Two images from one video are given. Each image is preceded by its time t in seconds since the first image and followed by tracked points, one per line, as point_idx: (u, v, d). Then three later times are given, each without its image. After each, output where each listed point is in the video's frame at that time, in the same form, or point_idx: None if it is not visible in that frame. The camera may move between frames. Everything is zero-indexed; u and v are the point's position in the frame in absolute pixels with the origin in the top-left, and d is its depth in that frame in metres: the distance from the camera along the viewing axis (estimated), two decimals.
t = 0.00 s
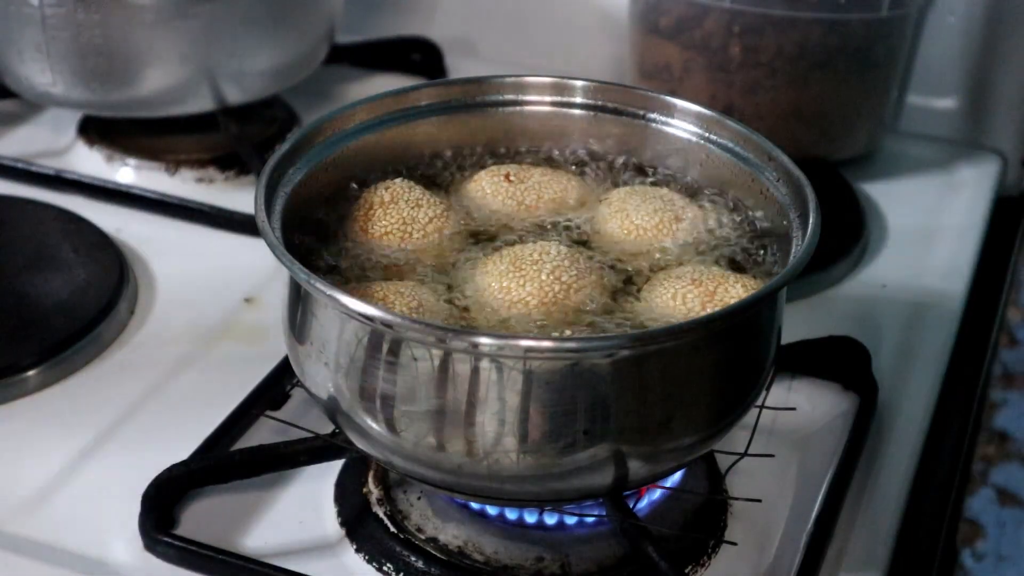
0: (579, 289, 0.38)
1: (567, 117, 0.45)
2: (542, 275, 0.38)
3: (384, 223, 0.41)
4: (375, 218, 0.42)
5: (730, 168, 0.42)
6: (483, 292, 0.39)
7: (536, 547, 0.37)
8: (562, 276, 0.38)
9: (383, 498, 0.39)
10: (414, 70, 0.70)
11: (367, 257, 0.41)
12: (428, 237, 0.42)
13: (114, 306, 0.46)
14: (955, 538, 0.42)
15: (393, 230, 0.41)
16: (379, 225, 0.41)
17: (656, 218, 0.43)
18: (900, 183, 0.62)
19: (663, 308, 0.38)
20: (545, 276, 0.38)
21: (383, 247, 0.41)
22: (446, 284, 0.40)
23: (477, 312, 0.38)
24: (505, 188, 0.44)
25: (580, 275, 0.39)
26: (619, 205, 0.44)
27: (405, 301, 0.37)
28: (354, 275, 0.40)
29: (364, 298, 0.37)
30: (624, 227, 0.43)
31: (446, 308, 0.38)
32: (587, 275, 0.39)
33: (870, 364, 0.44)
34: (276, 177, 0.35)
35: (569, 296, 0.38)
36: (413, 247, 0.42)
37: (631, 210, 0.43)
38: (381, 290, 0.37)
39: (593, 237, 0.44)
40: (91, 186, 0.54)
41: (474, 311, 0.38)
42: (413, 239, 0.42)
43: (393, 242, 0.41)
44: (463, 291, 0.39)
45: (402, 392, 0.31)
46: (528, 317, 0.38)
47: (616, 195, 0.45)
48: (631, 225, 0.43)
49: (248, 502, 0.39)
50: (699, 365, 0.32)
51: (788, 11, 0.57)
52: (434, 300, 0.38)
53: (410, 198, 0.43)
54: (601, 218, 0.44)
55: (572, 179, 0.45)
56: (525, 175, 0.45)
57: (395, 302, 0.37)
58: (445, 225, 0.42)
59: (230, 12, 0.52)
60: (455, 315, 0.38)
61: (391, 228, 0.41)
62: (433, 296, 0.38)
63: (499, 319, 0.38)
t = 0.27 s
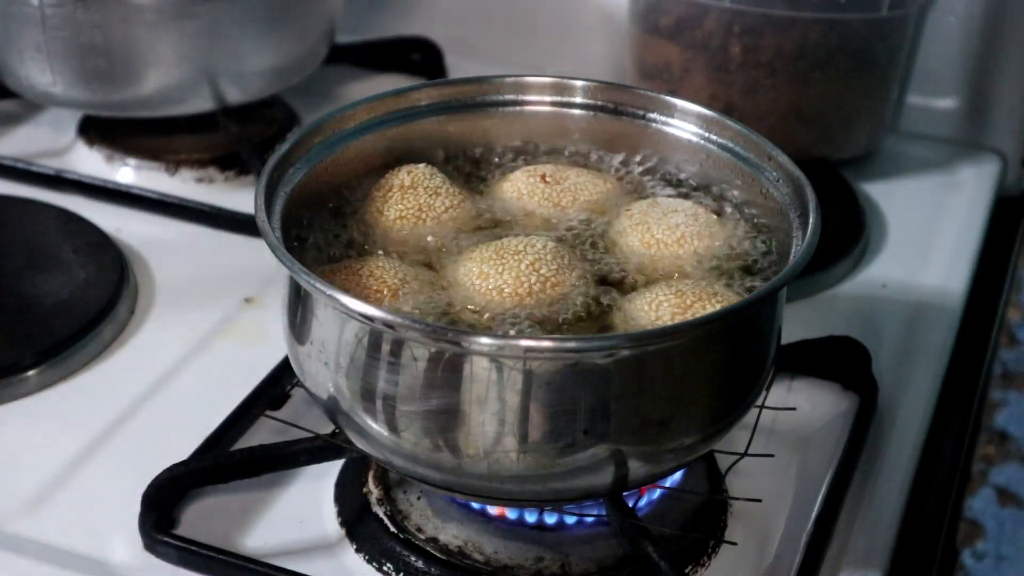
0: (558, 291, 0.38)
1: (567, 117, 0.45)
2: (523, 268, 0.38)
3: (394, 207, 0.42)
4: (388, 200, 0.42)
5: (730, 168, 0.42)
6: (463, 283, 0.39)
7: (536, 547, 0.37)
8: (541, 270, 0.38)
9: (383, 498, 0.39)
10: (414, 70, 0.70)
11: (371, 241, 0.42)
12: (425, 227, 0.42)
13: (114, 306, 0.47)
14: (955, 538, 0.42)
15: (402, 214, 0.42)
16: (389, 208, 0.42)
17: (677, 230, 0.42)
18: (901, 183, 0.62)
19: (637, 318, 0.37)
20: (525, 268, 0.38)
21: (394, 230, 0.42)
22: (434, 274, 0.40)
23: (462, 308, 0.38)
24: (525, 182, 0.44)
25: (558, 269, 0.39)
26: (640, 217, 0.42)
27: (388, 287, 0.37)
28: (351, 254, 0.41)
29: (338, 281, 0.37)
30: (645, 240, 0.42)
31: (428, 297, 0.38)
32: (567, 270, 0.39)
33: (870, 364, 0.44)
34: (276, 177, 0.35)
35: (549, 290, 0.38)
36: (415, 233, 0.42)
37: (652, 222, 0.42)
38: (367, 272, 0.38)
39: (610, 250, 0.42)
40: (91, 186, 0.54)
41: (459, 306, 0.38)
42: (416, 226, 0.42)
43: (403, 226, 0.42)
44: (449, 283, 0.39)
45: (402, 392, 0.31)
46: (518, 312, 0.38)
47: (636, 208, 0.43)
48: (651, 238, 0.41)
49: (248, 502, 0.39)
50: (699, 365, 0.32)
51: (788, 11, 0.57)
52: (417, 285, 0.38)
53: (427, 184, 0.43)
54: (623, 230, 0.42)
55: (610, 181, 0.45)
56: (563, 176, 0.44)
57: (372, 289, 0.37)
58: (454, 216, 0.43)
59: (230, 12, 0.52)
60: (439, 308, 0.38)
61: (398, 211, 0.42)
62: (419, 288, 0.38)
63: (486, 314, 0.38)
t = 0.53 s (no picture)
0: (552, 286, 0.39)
1: (567, 118, 0.45)
2: (524, 254, 0.39)
3: (412, 193, 0.43)
4: (407, 185, 0.43)
5: (729, 168, 0.42)
6: (467, 271, 0.39)
7: (536, 547, 0.37)
8: (544, 258, 0.39)
9: (383, 498, 0.39)
10: (414, 70, 0.70)
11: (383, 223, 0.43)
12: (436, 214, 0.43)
13: (114, 306, 0.46)
14: (954, 538, 0.42)
15: (421, 199, 0.43)
16: (409, 192, 0.43)
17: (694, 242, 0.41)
18: (901, 183, 0.62)
19: (617, 324, 0.37)
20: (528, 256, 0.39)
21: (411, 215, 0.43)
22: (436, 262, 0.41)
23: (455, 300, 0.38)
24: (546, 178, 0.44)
25: (560, 256, 0.39)
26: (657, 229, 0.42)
27: (385, 267, 0.38)
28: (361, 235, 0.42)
29: (332, 259, 0.38)
30: (659, 254, 0.41)
31: (427, 282, 0.39)
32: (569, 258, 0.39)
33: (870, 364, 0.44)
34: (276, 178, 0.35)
35: (549, 277, 0.39)
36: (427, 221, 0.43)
37: (666, 234, 0.41)
38: (365, 253, 0.39)
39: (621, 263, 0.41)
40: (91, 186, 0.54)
41: (454, 298, 0.39)
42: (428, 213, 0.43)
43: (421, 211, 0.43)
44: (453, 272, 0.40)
45: (402, 392, 0.31)
46: (512, 311, 0.38)
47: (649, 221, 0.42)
48: (667, 252, 0.41)
49: (248, 502, 0.39)
50: (700, 364, 0.32)
51: (788, 11, 0.57)
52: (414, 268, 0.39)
53: (451, 173, 0.44)
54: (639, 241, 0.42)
55: (642, 185, 0.44)
56: (591, 180, 0.44)
57: (366, 267, 0.38)
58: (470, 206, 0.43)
59: (230, 12, 0.52)
60: (432, 296, 0.38)
61: (416, 198, 0.43)
62: (415, 274, 0.39)
63: (478, 309, 0.38)
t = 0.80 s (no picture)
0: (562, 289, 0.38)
1: (567, 117, 0.45)
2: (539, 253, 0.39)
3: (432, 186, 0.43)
4: (428, 178, 0.44)
5: (729, 168, 0.42)
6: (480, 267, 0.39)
7: (537, 546, 0.37)
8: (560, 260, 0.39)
9: (384, 498, 0.39)
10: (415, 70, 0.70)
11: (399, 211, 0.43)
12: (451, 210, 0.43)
13: (114, 306, 0.46)
14: (954, 538, 0.42)
15: (440, 192, 0.43)
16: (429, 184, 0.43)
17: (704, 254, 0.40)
18: (901, 183, 0.62)
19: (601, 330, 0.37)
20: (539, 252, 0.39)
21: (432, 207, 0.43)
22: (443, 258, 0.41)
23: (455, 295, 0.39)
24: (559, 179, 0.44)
25: (577, 259, 0.39)
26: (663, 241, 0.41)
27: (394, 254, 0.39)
28: (377, 222, 0.43)
29: (343, 243, 0.39)
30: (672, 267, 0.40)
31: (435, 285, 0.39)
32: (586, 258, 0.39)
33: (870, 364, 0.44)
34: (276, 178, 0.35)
35: (561, 279, 0.38)
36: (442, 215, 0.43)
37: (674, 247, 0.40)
38: (374, 241, 0.39)
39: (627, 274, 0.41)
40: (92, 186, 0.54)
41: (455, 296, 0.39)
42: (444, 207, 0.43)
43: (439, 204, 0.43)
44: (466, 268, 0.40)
45: (403, 392, 0.31)
46: (507, 311, 0.38)
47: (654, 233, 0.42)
48: (679, 264, 0.40)
49: (247, 503, 0.39)
50: (700, 364, 0.32)
51: (788, 11, 0.57)
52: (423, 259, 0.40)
53: (474, 171, 0.44)
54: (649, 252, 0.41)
55: (656, 196, 0.44)
56: (603, 182, 0.44)
57: (376, 254, 0.39)
58: (483, 203, 0.43)
59: (230, 11, 0.52)
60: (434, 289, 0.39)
61: (434, 190, 0.43)
62: (418, 266, 0.39)
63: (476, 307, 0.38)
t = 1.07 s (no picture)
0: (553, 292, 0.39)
1: (567, 117, 0.45)
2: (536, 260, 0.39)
3: (451, 181, 0.44)
4: (450, 173, 0.44)
5: (728, 168, 0.42)
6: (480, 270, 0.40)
7: (537, 546, 0.37)
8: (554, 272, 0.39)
9: (384, 498, 0.39)
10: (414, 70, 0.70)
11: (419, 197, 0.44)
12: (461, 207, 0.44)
13: (114, 306, 0.46)
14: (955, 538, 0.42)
15: (455, 186, 0.44)
16: (449, 179, 0.44)
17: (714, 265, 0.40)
18: (901, 183, 0.62)
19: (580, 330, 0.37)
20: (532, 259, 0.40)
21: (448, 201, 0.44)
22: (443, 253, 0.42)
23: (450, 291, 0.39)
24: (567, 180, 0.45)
25: (573, 272, 0.39)
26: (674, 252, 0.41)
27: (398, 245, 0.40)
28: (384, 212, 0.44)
29: (347, 231, 0.41)
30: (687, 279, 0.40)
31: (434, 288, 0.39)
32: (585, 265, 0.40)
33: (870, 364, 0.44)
34: (276, 178, 0.35)
35: (554, 290, 0.39)
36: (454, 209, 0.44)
37: (686, 258, 0.40)
38: (378, 237, 0.40)
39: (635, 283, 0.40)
40: (91, 186, 0.54)
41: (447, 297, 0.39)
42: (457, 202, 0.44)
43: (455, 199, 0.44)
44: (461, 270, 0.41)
45: (403, 392, 0.31)
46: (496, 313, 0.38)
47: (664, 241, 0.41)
48: (697, 277, 0.40)
49: (247, 503, 0.39)
50: (700, 365, 0.32)
51: (788, 11, 0.57)
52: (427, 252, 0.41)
53: (493, 168, 0.44)
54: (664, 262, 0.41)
55: (675, 205, 0.44)
56: (616, 186, 0.44)
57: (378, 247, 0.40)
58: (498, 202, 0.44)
59: (230, 12, 0.52)
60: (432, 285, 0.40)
61: (451, 183, 0.44)
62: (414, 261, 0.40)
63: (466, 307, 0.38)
